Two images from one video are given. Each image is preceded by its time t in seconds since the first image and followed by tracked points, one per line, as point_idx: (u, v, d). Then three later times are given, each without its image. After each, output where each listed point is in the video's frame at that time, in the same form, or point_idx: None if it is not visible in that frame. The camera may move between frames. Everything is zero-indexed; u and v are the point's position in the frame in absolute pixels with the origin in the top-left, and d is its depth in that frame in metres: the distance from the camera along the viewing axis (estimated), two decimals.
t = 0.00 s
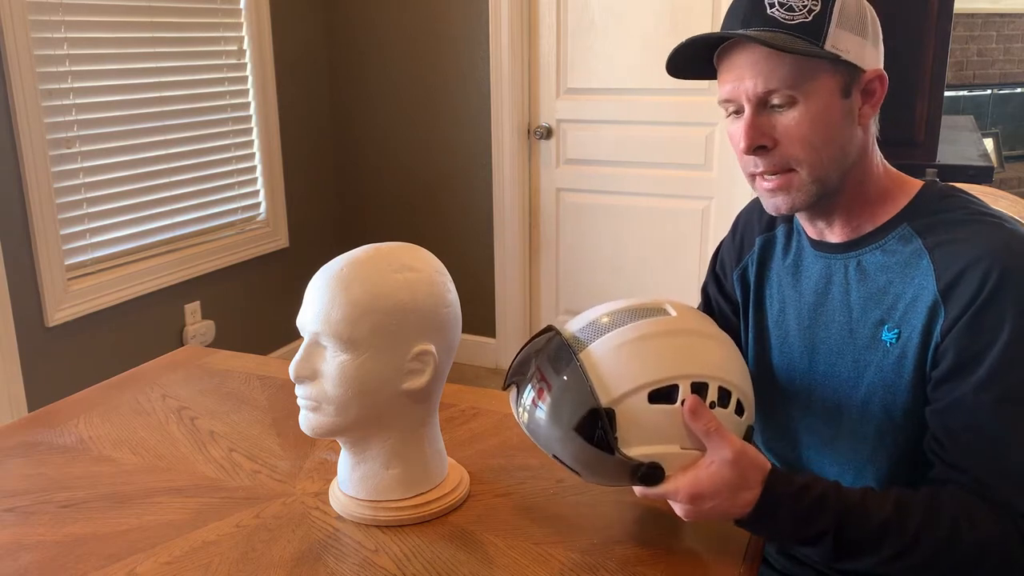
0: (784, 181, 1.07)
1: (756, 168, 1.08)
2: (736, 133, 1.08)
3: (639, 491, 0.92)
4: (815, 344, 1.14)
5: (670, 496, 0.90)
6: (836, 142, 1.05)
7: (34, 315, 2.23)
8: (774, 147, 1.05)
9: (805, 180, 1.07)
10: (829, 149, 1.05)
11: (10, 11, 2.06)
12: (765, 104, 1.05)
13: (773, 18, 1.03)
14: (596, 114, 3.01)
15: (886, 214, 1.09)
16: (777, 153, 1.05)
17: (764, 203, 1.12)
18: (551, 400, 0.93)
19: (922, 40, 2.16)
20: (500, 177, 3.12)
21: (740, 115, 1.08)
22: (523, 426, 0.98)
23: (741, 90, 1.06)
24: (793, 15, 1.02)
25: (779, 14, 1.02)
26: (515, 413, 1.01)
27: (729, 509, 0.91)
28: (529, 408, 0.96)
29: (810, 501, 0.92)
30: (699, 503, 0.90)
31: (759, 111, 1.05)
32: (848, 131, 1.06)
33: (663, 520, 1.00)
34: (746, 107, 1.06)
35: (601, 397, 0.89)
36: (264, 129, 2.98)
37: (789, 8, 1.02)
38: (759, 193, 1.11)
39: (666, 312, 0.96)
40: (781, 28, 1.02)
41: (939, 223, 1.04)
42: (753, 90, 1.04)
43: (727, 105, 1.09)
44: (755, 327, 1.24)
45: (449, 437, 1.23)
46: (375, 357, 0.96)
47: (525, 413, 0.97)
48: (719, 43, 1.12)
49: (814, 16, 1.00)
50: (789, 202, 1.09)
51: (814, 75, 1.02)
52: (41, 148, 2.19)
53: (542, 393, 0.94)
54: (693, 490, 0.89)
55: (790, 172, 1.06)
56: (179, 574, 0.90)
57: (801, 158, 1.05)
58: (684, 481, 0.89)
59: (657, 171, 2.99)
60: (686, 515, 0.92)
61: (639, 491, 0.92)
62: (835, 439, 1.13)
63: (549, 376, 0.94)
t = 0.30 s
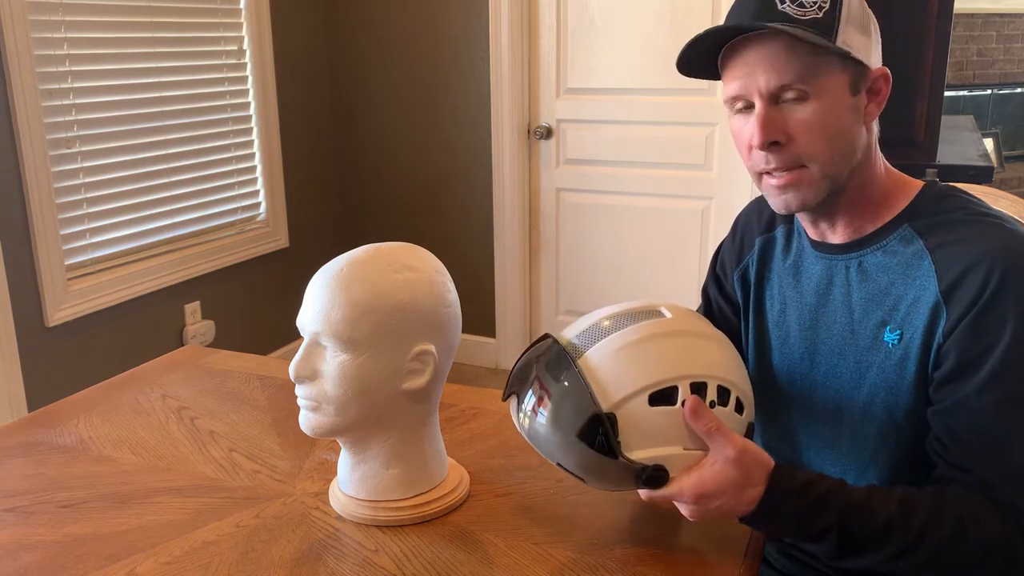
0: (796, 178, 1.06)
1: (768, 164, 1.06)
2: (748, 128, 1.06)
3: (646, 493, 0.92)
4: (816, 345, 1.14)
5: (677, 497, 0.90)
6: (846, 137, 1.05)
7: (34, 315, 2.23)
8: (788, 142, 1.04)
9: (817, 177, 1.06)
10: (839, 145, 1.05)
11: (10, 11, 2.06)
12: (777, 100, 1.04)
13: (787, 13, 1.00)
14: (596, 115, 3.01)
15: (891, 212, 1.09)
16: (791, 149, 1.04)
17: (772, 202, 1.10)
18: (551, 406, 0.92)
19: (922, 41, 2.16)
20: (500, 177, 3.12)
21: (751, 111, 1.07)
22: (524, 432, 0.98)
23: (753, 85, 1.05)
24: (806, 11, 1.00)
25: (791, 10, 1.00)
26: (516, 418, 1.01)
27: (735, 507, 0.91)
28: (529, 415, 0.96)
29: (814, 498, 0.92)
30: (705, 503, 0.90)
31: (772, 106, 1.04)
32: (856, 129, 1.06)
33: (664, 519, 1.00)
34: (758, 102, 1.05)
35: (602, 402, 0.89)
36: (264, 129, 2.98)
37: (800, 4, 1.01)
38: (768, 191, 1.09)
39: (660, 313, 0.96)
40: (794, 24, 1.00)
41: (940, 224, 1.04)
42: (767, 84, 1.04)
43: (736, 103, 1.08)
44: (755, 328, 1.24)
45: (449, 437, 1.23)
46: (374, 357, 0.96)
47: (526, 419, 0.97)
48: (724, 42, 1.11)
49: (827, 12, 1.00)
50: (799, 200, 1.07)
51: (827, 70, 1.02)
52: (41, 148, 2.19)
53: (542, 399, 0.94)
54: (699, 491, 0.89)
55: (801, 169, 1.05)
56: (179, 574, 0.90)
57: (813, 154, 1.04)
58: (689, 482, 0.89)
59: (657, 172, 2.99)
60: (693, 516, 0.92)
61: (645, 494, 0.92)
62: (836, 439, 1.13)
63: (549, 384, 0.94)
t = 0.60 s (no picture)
0: (806, 176, 1.06)
1: (779, 161, 1.05)
2: (761, 125, 1.06)
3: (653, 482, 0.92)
4: (815, 346, 1.14)
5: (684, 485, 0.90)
6: (853, 135, 1.06)
7: (35, 314, 2.23)
8: (801, 138, 1.04)
9: (826, 174, 1.06)
10: (847, 142, 1.05)
11: (10, 11, 2.05)
12: (788, 95, 1.05)
13: (797, 10, 1.02)
14: (596, 115, 3.01)
15: (892, 209, 1.09)
16: (803, 145, 1.04)
17: (780, 202, 1.10)
18: (557, 399, 0.93)
19: (922, 41, 2.16)
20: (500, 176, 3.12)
21: (762, 108, 1.07)
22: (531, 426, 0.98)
23: (765, 81, 1.05)
24: (816, 8, 1.02)
25: (802, 7, 1.02)
26: (522, 415, 1.01)
27: (742, 495, 0.91)
28: (535, 408, 0.96)
29: (819, 489, 0.92)
30: (712, 491, 0.90)
31: (783, 103, 1.04)
32: (861, 127, 1.07)
33: (664, 519, 1.00)
34: (770, 99, 1.05)
35: (610, 391, 0.89)
36: (264, 129, 2.98)
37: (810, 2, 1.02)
38: (777, 190, 1.08)
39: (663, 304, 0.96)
40: (807, 21, 1.01)
41: (938, 224, 1.05)
42: (779, 80, 1.04)
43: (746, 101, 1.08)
44: (753, 328, 1.24)
45: (449, 437, 1.23)
46: (374, 357, 0.96)
47: (532, 412, 0.97)
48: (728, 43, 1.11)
49: (837, 9, 1.02)
50: (809, 198, 1.07)
51: (837, 67, 1.03)
52: (42, 147, 2.19)
53: (547, 391, 0.94)
54: (707, 479, 0.89)
55: (812, 166, 1.05)
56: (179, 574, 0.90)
57: (823, 149, 1.04)
58: (697, 470, 0.89)
59: (657, 172, 2.99)
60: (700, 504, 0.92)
61: (653, 482, 0.91)
62: (837, 439, 1.13)
63: (554, 375, 0.94)
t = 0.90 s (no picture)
0: (809, 172, 1.05)
1: (783, 157, 1.05)
2: (766, 120, 1.06)
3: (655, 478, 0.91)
4: (812, 346, 1.14)
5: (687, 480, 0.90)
6: (856, 134, 1.06)
7: (34, 314, 2.23)
8: (805, 134, 1.04)
9: (829, 171, 1.06)
10: (850, 140, 1.05)
11: (10, 11, 2.05)
12: (793, 90, 1.05)
13: (805, 8, 1.00)
14: (596, 115, 3.01)
15: (892, 208, 1.09)
16: (808, 141, 1.04)
17: (781, 198, 1.09)
18: (557, 400, 0.92)
19: (921, 42, 2.16)
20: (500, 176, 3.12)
21: (767, 104, 1.07)
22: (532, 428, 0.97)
23: (772, 77, 1.05)
24: (822, 6, 1.00)
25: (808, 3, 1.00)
26: (521, 416, 1.01)
27: (744, 488, 0.91)
28: (535, 409, 0.96)
29: (820, 481, 0.92)
30: (715, 484, 0.89)
31: (789, 98, 1.04)
32: (863, 127, 1.07)
33: (663, 519, 1.00)
34: (777, 94, 1.05)
35: (607, 390, 0.89)
36: (264, 129, 2.98)
37: None
38: (779, 186, 1.08)
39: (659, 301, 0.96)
40: (811, 18, 1.00)
41: (935, 224, 1.05)
42: (786, 75, 1.04)
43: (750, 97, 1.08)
44: (750, 329, 1.24)
45: (449, 437, 1.23)
46: (375, 357, 0.96)
47: (532, 413, 0.97)
48: (732, 40, 1.11)
49: (841, 10, 1.01)
50: (812, 195, 1.07)
51: (843, 64, 1.04)
52: (41, 147, 2.19)
53: (547, 393, 0.94)
54: (709, 472, 0.89)
55: (815, 163, 1.05)
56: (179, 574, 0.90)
57: (828, 146, 1.04)
58: (698, 463, 0.89)
59: (657, 172, 2.99)
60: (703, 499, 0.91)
61: (655, 479, 0.91)
62: (836, 440, 1.13)
63: (553, 377, 0.94)
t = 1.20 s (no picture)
0: (814, 167, 1.05)
1: (790, 153, 1.05)
2: (775, 115, 1.06)
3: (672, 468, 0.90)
4: (812, 347, 1.14)
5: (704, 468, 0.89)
6: (862, 132, 1.06)
7: (34, 315, 2.23)
8: (813, 130, 1.04)
9: (835, 168, 1.05)
10: (857, 137, 1.06)
11: (10, 11, 2.05)
12: (803, 85, 1.05)
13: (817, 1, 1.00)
14: (596, 115, 3.01)
15: (895, 208, 1.09)
16: (816, 136, 1.04)
17: (786, 195, 1.09)
18: (569, 396, 0.92)
19: (921, 42, 2.16)
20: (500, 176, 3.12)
21: (775, 100, 1.07)
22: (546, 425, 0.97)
23: (781, 72, 1.06)
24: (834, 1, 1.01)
25: None
26: (534, 414, 1.01)
27: (760, 473, 0.90)
28: (546, 406, 0.96)
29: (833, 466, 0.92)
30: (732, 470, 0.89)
31: (799, 93, 1.05)
32: (868, 126, 1.07)
33: (664, 519, 1.00)
34: (786, 89, 1.05)
35: (621, 381, 0.89)
36: (264, 129, 2.98)
37: None
38: (785, 182, 1.08)
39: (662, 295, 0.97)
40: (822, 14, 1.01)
41: (937, 225, 1.05)
42: (796, 70, 1.05)
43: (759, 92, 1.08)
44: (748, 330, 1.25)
45: (449, 437, 1.23)
46: (375, 357, 0.96)
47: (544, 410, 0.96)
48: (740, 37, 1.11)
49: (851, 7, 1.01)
50: (817, 192, 1.06)
51: (852, 61, 1.04)
52: (42, 148, 2.19)
53: (558, 390, 0.94)
54: (725, 458, 0.88)
55: (822, 159, 1.05)
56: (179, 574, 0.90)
57: (835, 142, 1.04)
58: (714, 450, 0.88)
59: (657, 171, 2.99)
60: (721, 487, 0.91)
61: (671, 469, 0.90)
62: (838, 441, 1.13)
63: (564, 374, 0.93)
